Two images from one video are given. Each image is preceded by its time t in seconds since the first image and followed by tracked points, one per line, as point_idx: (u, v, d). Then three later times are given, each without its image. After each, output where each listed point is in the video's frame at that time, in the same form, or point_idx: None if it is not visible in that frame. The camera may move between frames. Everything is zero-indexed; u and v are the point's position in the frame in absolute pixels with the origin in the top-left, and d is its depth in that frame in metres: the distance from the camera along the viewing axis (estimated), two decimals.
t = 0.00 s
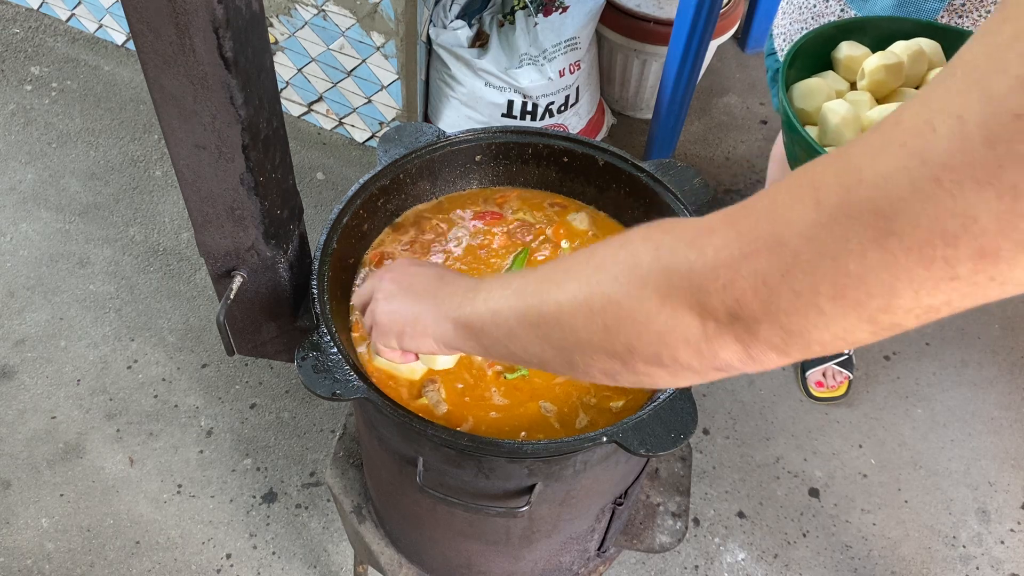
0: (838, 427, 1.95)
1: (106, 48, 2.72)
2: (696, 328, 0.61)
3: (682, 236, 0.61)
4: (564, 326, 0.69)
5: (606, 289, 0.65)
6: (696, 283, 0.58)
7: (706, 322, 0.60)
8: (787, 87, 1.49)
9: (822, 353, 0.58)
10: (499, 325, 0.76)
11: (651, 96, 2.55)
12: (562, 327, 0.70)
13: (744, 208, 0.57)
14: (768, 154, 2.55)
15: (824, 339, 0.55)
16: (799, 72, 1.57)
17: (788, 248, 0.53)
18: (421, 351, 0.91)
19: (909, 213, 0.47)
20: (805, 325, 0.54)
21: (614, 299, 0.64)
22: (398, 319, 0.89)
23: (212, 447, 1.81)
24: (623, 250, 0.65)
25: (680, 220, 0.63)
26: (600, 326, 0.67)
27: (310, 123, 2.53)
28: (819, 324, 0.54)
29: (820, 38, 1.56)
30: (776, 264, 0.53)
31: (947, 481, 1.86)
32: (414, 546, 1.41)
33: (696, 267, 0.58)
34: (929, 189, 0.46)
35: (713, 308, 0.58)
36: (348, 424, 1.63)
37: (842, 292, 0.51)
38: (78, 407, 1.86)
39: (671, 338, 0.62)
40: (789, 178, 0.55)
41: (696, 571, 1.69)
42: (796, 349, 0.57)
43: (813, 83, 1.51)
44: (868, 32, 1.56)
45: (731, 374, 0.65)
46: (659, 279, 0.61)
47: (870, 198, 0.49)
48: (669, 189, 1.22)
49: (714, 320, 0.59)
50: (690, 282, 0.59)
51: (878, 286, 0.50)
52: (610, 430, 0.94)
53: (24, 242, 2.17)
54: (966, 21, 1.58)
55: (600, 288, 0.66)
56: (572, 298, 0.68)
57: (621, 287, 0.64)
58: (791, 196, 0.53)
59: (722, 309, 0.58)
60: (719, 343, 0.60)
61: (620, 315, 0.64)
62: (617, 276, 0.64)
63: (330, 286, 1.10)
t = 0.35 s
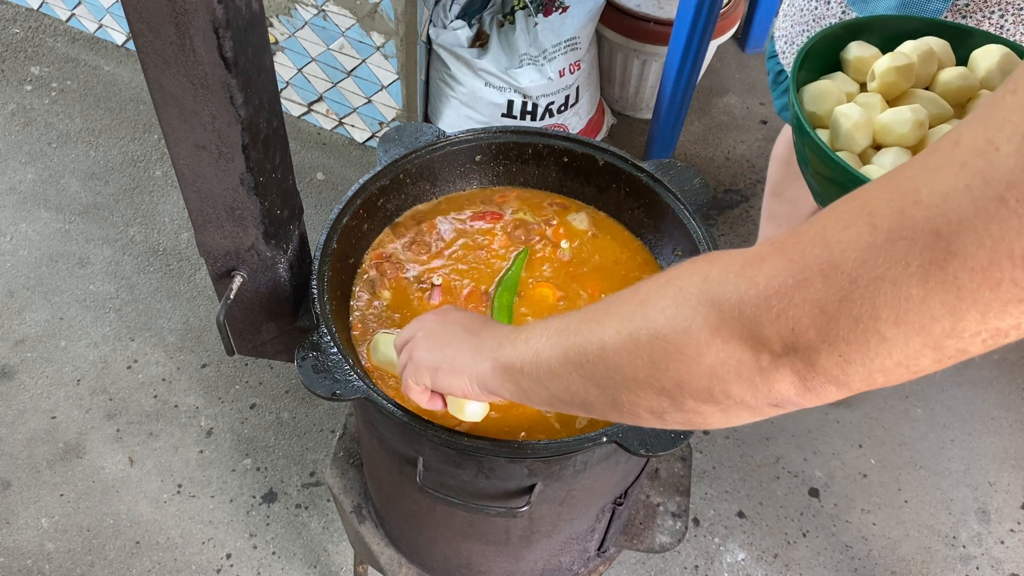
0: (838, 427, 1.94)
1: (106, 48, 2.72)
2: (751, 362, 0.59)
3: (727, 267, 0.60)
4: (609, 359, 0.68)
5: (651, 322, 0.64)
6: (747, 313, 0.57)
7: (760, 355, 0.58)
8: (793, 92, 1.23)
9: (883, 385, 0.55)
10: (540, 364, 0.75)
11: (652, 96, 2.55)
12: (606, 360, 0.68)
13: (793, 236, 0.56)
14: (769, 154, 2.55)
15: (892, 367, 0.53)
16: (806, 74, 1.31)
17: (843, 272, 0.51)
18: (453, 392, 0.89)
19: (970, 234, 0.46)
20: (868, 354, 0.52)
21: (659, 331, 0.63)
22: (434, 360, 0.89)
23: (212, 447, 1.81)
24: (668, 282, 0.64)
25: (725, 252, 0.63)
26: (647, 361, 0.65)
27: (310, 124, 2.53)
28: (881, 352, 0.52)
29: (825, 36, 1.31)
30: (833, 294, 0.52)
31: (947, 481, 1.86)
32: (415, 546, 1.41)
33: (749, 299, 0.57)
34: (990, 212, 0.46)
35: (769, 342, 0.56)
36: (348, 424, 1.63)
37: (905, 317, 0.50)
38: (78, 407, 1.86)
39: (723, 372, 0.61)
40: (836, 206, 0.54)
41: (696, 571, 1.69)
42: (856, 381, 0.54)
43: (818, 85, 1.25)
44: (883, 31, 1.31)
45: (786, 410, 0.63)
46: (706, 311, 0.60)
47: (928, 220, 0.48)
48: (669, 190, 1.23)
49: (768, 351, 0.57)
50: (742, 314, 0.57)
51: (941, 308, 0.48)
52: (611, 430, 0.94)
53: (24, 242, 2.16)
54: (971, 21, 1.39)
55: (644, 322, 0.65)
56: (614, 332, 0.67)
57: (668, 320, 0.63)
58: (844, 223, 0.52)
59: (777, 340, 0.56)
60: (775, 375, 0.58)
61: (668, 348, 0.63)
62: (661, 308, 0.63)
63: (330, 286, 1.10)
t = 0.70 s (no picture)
0: (838, 427, 1.94)
1: (106, 47, 2.72)
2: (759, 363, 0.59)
3: (737, 271, 0.60)
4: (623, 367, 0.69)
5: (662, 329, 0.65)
6: (757, 314, 0.57)
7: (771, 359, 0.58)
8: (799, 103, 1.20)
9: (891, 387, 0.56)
10: (549, 376, 0.76)
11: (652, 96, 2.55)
12: (617, 366, 0.69)
13: (803, 238, 0.56)
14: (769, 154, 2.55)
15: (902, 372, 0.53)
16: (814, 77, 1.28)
17: (853, 278, 0.51)
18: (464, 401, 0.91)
19: (979, 243, 0.46)
20: (874, 357, 0.53)
21: (671, 335, 0.64)
22: (442, 367, 0.89)
23: (211, 447, 1.81)
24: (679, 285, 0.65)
25: (735, 252, 0.63)
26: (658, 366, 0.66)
27: (310, 124, 2.53)
28: (887, 357, 0.52)
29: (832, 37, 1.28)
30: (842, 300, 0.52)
31: (947, 481, 1.86)
32: (415, 546, 1.41)
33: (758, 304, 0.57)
34: (1002, 221, 0.45)
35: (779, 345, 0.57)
36: (348, 424, 1.63)
37: (911, 325, 0.50)
38: (77, 407, 1.86)
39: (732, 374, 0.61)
40: (848, 208, 0.54)
41: (696, 571, 1.69)
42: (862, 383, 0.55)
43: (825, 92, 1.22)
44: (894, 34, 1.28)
45: (797, 409, 0.64)
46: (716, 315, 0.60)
47: (938, 230, 0.48)
48: (669, 190, 1.23)
49: (778, 352, 0.58)
50: (753, 320, 0.58)
51: (948, 318, 0.49)
52: (611, 430, 0.94)
53: (24, 242, 2.16)
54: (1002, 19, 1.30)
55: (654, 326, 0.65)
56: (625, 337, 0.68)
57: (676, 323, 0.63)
58: (855, 227, 0.52)
59: (786, 343, 0.56)
60: (785, 377, 0.59)
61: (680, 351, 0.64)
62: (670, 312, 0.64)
63: (330, 286, 1.10)
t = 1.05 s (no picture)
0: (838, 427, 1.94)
1: (106, 48, 2.72)
2: (785, 379, 0.60)
3: (763, 287, 0.61)
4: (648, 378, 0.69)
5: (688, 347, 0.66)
6: (784, 331, 0.58)
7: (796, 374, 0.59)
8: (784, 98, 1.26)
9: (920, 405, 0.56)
10: (580, 393, 0.76)
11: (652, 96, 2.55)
12: (648, 385, 0.69)
13: (829, 256, 0.57)
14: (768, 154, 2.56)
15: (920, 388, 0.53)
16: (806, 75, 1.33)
17: (879, 293, 0.52)
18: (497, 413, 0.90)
19: (1008, 259, 0.47)
20: (901, 374, 0.53)
21: (699, 351, 0.65)
22: (476, 377, 0.89)
23: (211, 447, 1.81)
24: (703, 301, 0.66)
25: (760, 270, 0.64)
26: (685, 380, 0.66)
27: (310, 124, 2.53)
28: (915, 373, 0.52)
29: (826, 36, 1.33)
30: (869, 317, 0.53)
31: (947, 481, 1.86)
32: (415, 546, 1.41)
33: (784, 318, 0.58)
34: None
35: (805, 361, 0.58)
36: (348, 424, 1.63)
37: (940, 339, 0.50)
38: (78, 407, 1.86)
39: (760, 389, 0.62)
40: (874, 226, 0.55)
41: (696, 571, 1.69)
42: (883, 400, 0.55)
43: (813, 87, 1.27)
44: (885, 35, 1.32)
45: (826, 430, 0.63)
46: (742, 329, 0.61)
47: (966, 244, 0.49)
48: (670, 190, 1.23)
49: (804, 369, 0.58)
50: (778, 332, 0.59)
51: (978, 333, 0.49)
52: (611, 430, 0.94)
53: (24, 243, 2.17)
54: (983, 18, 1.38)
55: (681, 340, 0.66)
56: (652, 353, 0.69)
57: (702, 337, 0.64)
58: (881, 246, 0.53)
59: (812, 360, 0.57)
60: (812, 395, 0.59)
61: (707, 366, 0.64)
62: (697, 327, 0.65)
63: (330, 286, 1.10)
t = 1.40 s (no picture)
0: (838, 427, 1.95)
1: (106, 48, 2.72)
2: (925, 411, 0.73)
3: (942, 369, 0.73)
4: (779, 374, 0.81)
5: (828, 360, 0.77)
6: (952, 383, 0.73)
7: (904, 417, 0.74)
8: (766, 98, 1.18)
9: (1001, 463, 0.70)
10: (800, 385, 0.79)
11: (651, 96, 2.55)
12: (849, 398, 0.77)
13: None
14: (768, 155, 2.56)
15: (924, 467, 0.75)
16: (791, 71, 1.24)
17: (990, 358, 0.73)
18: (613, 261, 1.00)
19: None
20: (973, 415, 0.71)
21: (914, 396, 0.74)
22: (645, 236, 0.95)
23: (211, 447, 1.81)
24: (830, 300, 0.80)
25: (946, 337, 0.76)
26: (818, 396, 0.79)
27: (310, 124, 2.53)
28: (983, 418, 0.71)
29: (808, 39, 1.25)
30: (953, 394, 0.72)
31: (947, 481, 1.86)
32: (415, 546, 1.41)
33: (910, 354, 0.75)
34: None
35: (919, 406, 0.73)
36: (348, 424, 1.63)
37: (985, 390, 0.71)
38: (77, 407, 1.86)
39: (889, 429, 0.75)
40: None
41: (696, 571, 1.69)
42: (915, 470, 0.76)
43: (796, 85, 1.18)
44: (869, 35, 1.26)
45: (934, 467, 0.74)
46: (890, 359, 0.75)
47: None
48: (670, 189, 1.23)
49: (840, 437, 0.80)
50: (909, 368, 0.75)
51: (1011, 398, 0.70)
52: (610, 430, 0.94)
53: (24, 242, 2.17)
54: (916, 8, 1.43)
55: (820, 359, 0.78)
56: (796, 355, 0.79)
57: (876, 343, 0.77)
58: None
59: (933, 422, 0.72)
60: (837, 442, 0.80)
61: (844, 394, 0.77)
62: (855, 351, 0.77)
63: (330, 286, 1.10)
